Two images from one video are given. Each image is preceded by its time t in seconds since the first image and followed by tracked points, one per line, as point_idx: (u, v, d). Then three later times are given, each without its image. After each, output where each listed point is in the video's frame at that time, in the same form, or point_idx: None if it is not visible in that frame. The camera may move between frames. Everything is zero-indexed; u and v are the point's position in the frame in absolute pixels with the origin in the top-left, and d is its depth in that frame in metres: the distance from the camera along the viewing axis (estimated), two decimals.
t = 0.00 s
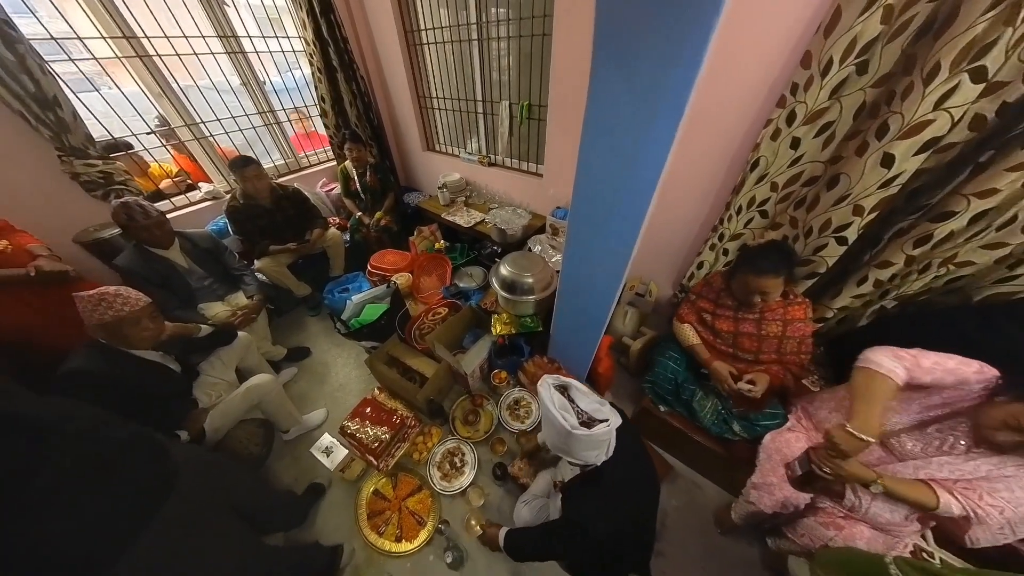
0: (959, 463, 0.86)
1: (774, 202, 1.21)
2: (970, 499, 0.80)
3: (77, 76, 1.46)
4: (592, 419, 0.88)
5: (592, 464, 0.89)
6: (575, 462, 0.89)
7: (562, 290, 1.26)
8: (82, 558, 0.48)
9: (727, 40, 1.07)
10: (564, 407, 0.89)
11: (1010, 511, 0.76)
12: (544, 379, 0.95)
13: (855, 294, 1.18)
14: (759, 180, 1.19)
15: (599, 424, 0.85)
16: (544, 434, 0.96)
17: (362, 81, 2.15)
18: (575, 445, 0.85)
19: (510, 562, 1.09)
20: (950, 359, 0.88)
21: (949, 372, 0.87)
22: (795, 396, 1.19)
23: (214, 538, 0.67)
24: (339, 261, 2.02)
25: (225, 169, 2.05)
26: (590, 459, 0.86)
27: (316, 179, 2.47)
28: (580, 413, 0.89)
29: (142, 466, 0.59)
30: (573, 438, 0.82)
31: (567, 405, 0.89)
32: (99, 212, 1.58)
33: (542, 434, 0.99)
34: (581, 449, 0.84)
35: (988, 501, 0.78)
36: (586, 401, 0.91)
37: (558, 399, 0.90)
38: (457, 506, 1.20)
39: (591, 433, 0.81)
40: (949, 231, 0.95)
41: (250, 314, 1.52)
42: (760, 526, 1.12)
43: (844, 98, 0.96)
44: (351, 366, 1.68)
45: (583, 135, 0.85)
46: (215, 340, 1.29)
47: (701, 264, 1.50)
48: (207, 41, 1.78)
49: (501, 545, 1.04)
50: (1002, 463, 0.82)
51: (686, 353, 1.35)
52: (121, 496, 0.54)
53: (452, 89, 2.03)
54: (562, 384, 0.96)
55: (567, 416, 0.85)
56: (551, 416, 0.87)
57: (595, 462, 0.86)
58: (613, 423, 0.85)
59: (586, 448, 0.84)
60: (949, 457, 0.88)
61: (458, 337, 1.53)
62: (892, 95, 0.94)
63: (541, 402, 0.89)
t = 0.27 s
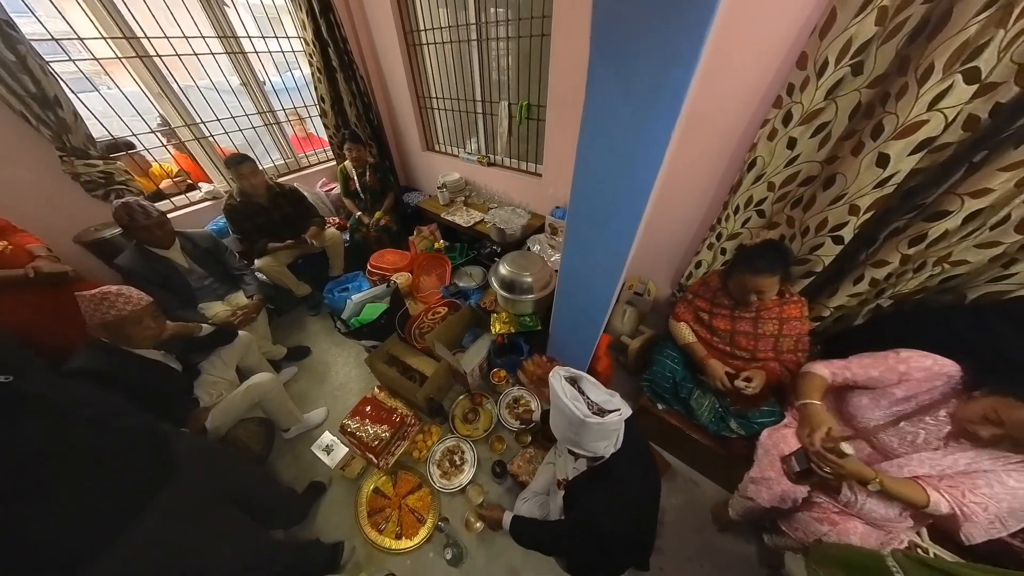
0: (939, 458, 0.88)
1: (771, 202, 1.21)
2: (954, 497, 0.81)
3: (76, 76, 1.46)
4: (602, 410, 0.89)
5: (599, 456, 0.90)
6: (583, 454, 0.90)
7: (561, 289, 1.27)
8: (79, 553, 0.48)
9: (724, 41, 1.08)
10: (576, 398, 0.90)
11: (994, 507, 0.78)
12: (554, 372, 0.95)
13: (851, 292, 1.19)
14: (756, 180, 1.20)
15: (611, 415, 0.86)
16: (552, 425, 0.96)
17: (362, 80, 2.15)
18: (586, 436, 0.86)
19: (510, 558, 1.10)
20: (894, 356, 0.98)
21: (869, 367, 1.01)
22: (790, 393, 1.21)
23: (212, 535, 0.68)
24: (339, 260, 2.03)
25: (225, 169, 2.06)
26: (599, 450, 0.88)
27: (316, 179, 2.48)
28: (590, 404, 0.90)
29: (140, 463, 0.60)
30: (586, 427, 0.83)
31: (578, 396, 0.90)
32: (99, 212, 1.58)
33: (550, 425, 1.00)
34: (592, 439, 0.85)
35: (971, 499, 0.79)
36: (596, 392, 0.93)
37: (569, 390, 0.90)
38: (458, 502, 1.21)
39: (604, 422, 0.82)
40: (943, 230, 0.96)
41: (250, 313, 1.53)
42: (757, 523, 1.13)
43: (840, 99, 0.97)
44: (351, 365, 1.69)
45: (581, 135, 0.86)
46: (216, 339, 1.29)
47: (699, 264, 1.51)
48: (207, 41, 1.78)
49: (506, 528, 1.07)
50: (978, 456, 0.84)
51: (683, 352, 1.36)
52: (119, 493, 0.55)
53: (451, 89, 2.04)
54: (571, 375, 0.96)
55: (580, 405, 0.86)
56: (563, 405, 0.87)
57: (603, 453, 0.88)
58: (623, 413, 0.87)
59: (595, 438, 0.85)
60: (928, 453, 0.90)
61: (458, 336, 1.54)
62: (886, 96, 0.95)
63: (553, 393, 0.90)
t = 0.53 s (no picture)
0: (918, 444, 0.90)
1: (769, 197, 1.21)
2: (941, 487, 0.82)
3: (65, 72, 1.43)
4: (603, 406, 0.89)
5: (599, 453, 0.90)
6: (584, 450, 0.90)
7: (560, 286, 1.26)
8: (70, 556, 0.47)
9: (723, 35, 1.07)
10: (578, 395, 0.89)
11: (981, 493, 0.79)
12: (556, 368, 0.95)
13: (848, 288, 1.20)
14: (755, 176, 1.19)
15: (613, 412, 0.85)
16: (553, 421, 0.96)
17: (357, 77, 2.13)
18: (587, 433, 0.86)
19: (510, 556, 1.10)
20: (853, 351, 1.04)
21: (836, 367, 1.05)
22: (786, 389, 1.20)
23: (209, 538, 0.67)
24: (335, 259, 2.02)
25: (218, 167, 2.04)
26: (600, 447, 0.88)
27: (312, 177, 2.46)
28: (592, 401, 0.90)
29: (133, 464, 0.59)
30: (588, 424, 0.83)
31: (579, 392, 0.90)
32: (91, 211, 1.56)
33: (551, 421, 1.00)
34: (594, 436, 0.85)
35: (958, 487, 0.81)
36: (598, 390, 0.92)
37: (571, 386, 0.90)
38: (458, 501, 1.20)
39: (606, 419, 0.82)
40: (941, 225, 0.96)
41: (246, 312, 1.51)
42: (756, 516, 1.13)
43: (839, 93, 0.97)
44: (349, 364, 1.68)
45: (579, 130, 0.85)
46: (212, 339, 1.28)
47: (698, 260, 1.51)
48: (199, 37, 1.75)
49: (512, 507, 1.06)
50: (954, 440, 0.86)
51: (684, 348, 1.36)
52: (109, 496, 0.54)
53: (448, 85, 2.03)
54: (573, 371, 0.96)
55: (582, 402, 0.85)
56: (565, 402, 0.87)
57: (604, 450, 0.88)
58: (626, 411, 0.86)
59: (597, 434, 0.85)
60: (910, 441, 0.91)
61: (457, 335, 1.54)
62: (885, 90, 0.95)
63: (555, 389, 0.89)
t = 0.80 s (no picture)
0: (891, 431, 0.92)
1: (763, 194, 1.23)
2: (917, 472, 0.84)
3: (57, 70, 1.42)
4: (592, 402, 0.91)
5: (589, 447, 0.93)
6: (575, 445, 0.92)
7: (558, 283, 1.28)
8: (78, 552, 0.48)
9: (718, 33, 1.08)
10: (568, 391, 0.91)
11: (957, 476, 0.81)
12: (547, 365, 0.97)
13: (840, 284, 1.22)
14: (749, 173, 1.21)
15: (601, 407, 0.88)
16: (545, 416, 0.99)
17: (353, 75, 2.13)
18: (577, 428, 0.88)
19: (510, 549, 1.12)
20: (827, 345, 1.11)
21: (814, 361, 1.11)
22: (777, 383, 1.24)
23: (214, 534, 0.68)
24: (333, 258, 2.02)
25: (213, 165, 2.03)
26: (590, 442, 0.90)
27: (308, 176, 2.45)
28: (582, 397, 0.92)
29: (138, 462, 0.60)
30: (576, 420, 0.85)
31: (569, 388, 0.92)
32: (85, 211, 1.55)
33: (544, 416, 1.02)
34: (582, 431, 0.88)
35: (933, 471, 0.83)
36: (587, 385, 0.94)
37: (561, 383, 0.92)
38: (458, 496, 1.22)
39: (594, 415, 0.84)
40: (929, 222, 0.98)
41: (245, 311, 1.53)
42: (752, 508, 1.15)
43: (831, 92, 0.99)
44: (349, 363, 1.69)
45: (576, 129, 0.86)
46: (212, 338, 1.29)
47: (693, 257, 1.52)
48: (193, 34, 1.74)
49: (512, 496, 1.08)
50: (923, 424, 0.89)
51: (681, 343, 1.38)
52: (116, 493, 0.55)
53: (444, 83, 2.02)
54: (563, 368, 0.98)
55: (570, 399, 0.88)
56: (555, 398, 0.90)
57: (594, 444, 0.91)
58: (614, 406, 0.88)
59: (586, 430, 0.87)
60: (886, 429, 0.94)
61: (455, 332, 1.55)
62: (876, 89, 0.97)
63: (545, 387, 0.92)
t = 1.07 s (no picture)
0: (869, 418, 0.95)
1: (758, 189, 1.25)
2: (896, 459, 0.87)
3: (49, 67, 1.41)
4: (585, 393, 0.93)
5: (584, 436, 0.95)
6: (569, 435, 0.94)
7: (556, 279, 1.29)
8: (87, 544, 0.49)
9: (713, 29, 1.09)
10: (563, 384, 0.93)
11: (933, 462, 0.84)
12: (540, 359, 0.98)
13: (833, 277, 1.24)
14: (744, 169, 1.22)
15: (593, 398, 0.89)
16: (540, 409, 1.00)
17: (349, 71, 2.11)
18: (571, 419, 0.90)
19: (510, 540, 1.14)
20: (809, 339, 1.12)
21: (799, 355, 1.13)
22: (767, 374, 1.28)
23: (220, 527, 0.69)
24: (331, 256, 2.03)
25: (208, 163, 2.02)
26: (583, 431, 0.92)
27: (305, 174, 2.45)
28: (574, 388, 0.94)
29: (142, 457, 0.61)
30: (571, 410, 0.87)
31: (562, 380, 0.94)
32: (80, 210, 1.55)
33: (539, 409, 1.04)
34: (575, 420, 0.90)
35: (912, 458, 0.86)
36: (579, 378, 0.96)
37: (555, 376, 0.94)
38: (459, 489, 1.24)
39: (587, 404, 0.86)
40: (920, 215, 1.00)
41: (244, 309, 1.51)
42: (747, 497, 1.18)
43: (824, 88, 1.00)
44: (349, 359, 1.70)
45: (573, 125, 0.87)
46: (211, 336, 1.29)
47: (690, 252, 1.54)
48: (186, 31, 1.73)
49: (513, 488, 1.10)
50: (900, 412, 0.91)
51: (678, 336, 1.40)
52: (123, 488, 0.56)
53: (441, 79, 2.02)
54: (556, 362, 0.99)
55: (564, 390, 0.90)
56: (549, 391, 0.91)
57: (587, 434, 0.93)
58: (605, 395, 0.90)
59: (579, 419, 0.89)
60: (865, 417, 0.96)
61: (455, 329, 1.56)
62: (868, 85, 0.98)
63: (539, 381, 0.94)
